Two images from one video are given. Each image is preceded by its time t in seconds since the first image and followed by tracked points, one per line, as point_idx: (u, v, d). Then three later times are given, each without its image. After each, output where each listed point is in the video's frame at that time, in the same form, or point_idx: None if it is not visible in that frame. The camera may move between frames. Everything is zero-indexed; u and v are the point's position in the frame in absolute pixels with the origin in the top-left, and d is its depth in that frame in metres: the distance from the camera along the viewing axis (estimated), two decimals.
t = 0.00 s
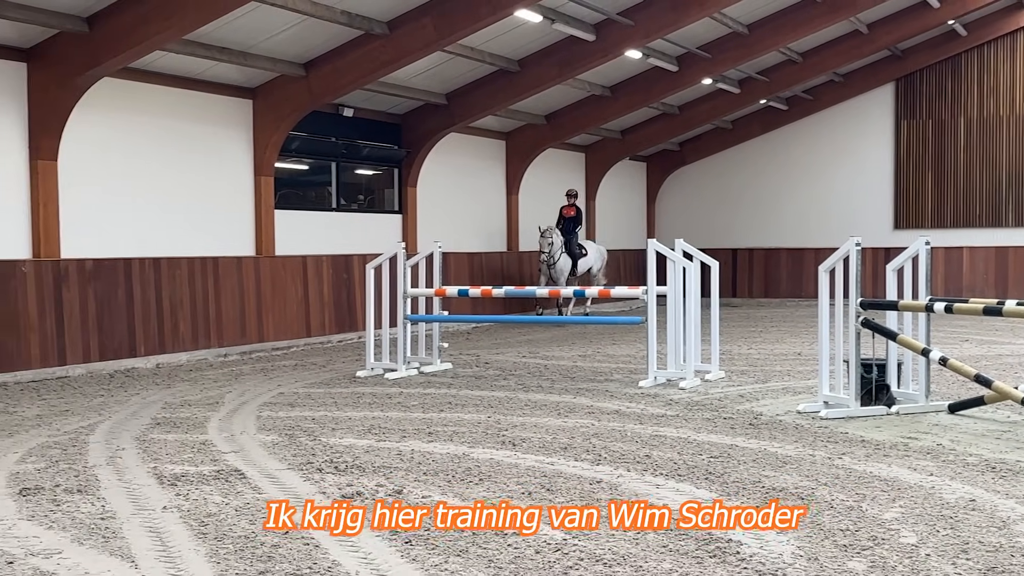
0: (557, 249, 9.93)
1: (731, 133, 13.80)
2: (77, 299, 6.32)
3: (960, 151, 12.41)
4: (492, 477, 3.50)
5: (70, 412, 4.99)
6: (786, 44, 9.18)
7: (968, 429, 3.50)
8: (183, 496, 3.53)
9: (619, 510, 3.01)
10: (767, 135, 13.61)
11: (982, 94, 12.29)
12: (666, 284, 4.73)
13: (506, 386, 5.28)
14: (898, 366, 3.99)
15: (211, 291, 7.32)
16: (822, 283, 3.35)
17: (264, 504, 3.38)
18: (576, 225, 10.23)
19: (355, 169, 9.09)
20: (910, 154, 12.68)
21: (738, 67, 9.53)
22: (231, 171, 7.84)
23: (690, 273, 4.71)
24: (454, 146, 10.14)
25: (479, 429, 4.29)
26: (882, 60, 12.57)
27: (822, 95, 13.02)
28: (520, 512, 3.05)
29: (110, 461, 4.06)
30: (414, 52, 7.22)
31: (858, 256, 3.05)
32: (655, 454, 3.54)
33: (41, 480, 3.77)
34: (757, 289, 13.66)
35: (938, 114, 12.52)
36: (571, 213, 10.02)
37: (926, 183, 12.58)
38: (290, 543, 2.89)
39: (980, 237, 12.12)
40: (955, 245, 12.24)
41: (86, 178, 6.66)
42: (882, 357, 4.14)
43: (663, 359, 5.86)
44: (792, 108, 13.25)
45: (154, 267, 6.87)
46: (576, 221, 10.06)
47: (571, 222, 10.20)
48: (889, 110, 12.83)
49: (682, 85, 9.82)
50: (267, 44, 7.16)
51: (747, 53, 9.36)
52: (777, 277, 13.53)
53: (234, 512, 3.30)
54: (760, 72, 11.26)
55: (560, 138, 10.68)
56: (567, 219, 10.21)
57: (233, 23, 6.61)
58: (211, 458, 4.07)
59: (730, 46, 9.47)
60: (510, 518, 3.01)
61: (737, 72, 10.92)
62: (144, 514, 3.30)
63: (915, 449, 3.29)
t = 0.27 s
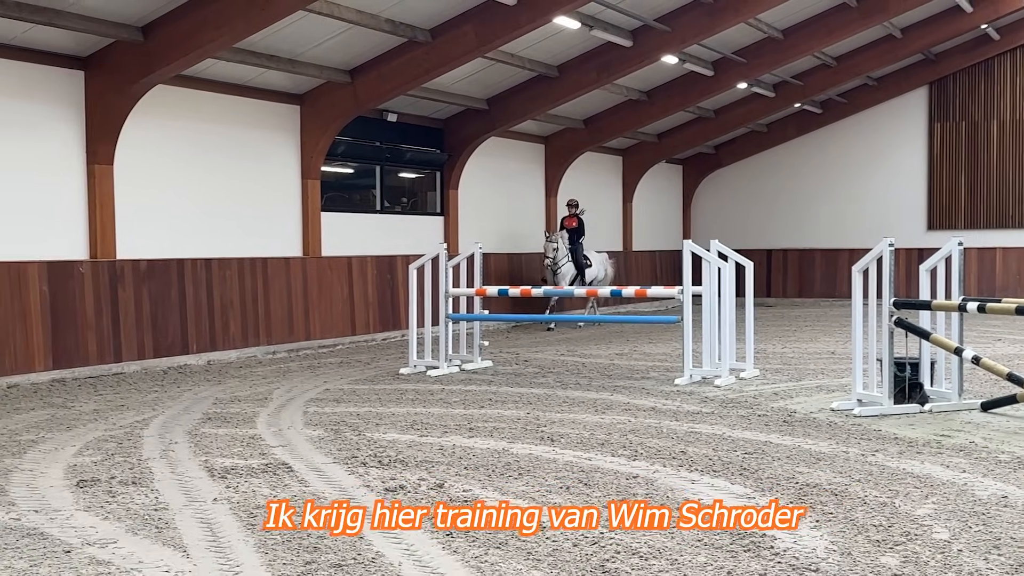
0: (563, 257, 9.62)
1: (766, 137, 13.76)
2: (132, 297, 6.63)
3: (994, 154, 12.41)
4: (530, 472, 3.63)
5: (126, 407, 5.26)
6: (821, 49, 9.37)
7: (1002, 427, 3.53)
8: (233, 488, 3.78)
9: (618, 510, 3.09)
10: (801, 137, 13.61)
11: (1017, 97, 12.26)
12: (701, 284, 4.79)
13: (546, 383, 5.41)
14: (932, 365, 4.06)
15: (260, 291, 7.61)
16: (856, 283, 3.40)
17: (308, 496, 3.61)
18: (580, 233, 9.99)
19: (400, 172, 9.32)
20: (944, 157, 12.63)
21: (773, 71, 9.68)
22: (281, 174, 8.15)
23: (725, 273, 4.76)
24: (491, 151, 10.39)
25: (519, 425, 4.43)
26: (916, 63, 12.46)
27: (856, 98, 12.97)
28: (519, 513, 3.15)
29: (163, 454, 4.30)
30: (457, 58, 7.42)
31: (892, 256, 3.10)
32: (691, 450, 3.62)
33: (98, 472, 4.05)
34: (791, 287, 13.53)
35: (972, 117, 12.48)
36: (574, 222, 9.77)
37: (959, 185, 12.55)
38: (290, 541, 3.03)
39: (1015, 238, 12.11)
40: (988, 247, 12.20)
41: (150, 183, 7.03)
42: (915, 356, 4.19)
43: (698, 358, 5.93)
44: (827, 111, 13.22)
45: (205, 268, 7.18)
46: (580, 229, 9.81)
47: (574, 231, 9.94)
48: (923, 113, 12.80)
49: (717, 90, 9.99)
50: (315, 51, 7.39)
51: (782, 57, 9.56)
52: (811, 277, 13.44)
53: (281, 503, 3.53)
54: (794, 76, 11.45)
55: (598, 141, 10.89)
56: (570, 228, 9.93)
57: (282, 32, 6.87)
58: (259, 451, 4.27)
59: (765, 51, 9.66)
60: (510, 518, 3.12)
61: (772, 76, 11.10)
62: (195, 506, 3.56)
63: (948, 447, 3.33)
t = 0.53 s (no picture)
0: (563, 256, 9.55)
1: (792, 144, 14.35)
2: (190, 296, 6.97)
3: (1014, 161, 12.91)
4: (563, 464, 3.81)
5: (182, 400, 5.56)
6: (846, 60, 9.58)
7: (1020, 423, 3.66)
8: (282, 477, 4.03)
9: (618, 510, 3.20)
10: (825, 145, 14.20)
11: None
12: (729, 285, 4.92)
13: (578, 379, 5.58)
14: (951, 363, 4.20)
15: (307, 291, 7.91)
16: (879, 284, 3.47)
17: (352, 486, 3.84)
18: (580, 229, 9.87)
19: (440, 178, 9.73)
20: (965, 163, 13.13)
21: (802, 79, 9.91)
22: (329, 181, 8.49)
23: (751, 275, 4.91)
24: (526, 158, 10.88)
25: (552, 419, 4.60)
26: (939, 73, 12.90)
27: (879, 107, 13.45)
28: (519, 512, 3.26)
29: (217, 445, 4.56)
30: (497, 68, 7.64)
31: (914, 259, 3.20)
32: (718, 444, 3.77)
33: (155, 461, 4.33)
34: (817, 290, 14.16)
35: (993, 125, 12.96)
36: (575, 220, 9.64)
37: (981, 190, 13.04)
38: (293, 539, 3.14)
39: None
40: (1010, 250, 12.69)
41: (206, 191, 7.35)
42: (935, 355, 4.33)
43: (725, 356, 6.09)
44: (851, 120, 13.74)
45: (257, 270, 7.49)
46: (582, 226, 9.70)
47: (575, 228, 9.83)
48: (945, 121, 13.28)
49: (745, 99, 10.30)
50: (361, 63, 7.68)
51: (808, 68, 9.80)
52: (836, 280, 14.10)
53: (326, 492, 3.78)
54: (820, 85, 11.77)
55: (631, 149, 11.37)
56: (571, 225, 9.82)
57: (329, 45, 7.11)
58: (307, 443, 4.50)
59: (791, 62, 9.91)
60: (510, 518, 3.22)
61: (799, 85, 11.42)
62: (245, 494, 3.81)
63: (967, 442, 3.47)
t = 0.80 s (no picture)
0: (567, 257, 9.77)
1: (818, 153, 15.55)
2: (252, 295, 7.50)
3: None
4: (597, 454, 4.07)
5: (243, 391, 5.95)
6: (867, 74, 10.41)
7: None
8: (334, 464, 4.35)
9: (617, 510, 3.39)
10: (849, 154, 15.39)
11: None
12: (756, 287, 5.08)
13: (612, 374, 5.81)
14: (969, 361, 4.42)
15: (359, 293, 8.45)
16: (899, 287, 3.67)
17: (400, 472, 4.15)
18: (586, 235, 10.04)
19: (484, 186, 10.44)
20: (982, 171, 14.20)
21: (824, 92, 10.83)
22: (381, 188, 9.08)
23: (777, 277, 5.07)
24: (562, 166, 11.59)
25: (586, 412, 4.84)
26: (958, 86, 13.99)
27: (902, 118, 14.63)
28: (518, 513, 3.42)
29: (275, 433, 4.91)
30: (539, 82, 8.21)
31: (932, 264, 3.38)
32: (745, 437, 4.00)
33: (218, 448, 4.69)
34: (840, 293, 15.52)
35: (1009, 135, 13.95)
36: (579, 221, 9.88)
37: (997, 196, 14.12)
38: (292, 538, 3.27)
39: None
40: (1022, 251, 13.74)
41: (271, 198, 7.91)
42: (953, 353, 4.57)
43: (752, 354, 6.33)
44: (874, 130, 14.89)
45: (314, 272, 8.04)
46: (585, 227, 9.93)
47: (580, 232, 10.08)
48: (963, 133, 14.36)
49: (773, 111, 11.20)
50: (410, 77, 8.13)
51: (832, 82, 10.65)
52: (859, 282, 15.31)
53: (376, 478, 4.10)
54: (843, 98, 12.75)
55: (665, 157, 12.29)
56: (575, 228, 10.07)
57: (381, 61, 7.61)
58: (358, 432, 4.82)
59: (816, 77, 10.77)
60: (510, 518, 3.37)
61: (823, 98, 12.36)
62: (301, 479, 4.14)
63: (983, 437, 3.69)
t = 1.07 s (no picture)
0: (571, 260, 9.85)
1: (844, 160, 16.18)
2: (302, 293, 8.21)
3: None
4: (628, 447, 4.30)
5: (294, 384, 6.29)
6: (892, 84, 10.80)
7: None
8: (379, 453, 4.63)
9: (618, 510, 3.53)
10: (872, 161, 15.99)
11: None
12: (782, 288, 5.29)
13: (643, 370, 5.99)
14: (988, 360, 4.64)
15: (399, 292, 9.14)
16: (920, 288, 3.83)
17: (440, 462, 4.41)
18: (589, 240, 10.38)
19: (522, 192, 11.02)
20: (1003, 176, 14.64)
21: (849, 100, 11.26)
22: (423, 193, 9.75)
23: (802, 279, 5.29)
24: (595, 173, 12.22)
25: (618, 406, 5.04)
26: (981, 95, 14.53)
27: (925, 126, 15.14)
28: (518, 513, 3.55)
29: (324, 424, 5.20)
30: (574, 93, 8.70)
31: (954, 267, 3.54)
32: (770, 431, 4.21)
33: (271, 437, 5.01)
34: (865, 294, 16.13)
35: None
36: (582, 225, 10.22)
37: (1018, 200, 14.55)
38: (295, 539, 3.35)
39: None
40: None
41: (325, 205, 8.62)
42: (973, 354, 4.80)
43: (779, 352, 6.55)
44: (898, 138, 15.44)
45: (359, 273, 8.75)
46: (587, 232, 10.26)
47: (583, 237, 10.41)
48: (985, 139, 14.82)
49: (799, 119, 11.67)
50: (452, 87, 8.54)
51: (856, 91, 11.06)
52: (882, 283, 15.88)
53: (418, 467, 4.37)
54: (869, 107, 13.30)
55: (693, 164, 12.76)
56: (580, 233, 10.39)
57: (427, 74, 8.17)
58: (402, 424, 5.09)
59: (842, 86, 11.22)
60: (509, 518, 3.51)
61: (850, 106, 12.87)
62: (348, 467, 4.42)
63: (1001, 433, 3.89)
